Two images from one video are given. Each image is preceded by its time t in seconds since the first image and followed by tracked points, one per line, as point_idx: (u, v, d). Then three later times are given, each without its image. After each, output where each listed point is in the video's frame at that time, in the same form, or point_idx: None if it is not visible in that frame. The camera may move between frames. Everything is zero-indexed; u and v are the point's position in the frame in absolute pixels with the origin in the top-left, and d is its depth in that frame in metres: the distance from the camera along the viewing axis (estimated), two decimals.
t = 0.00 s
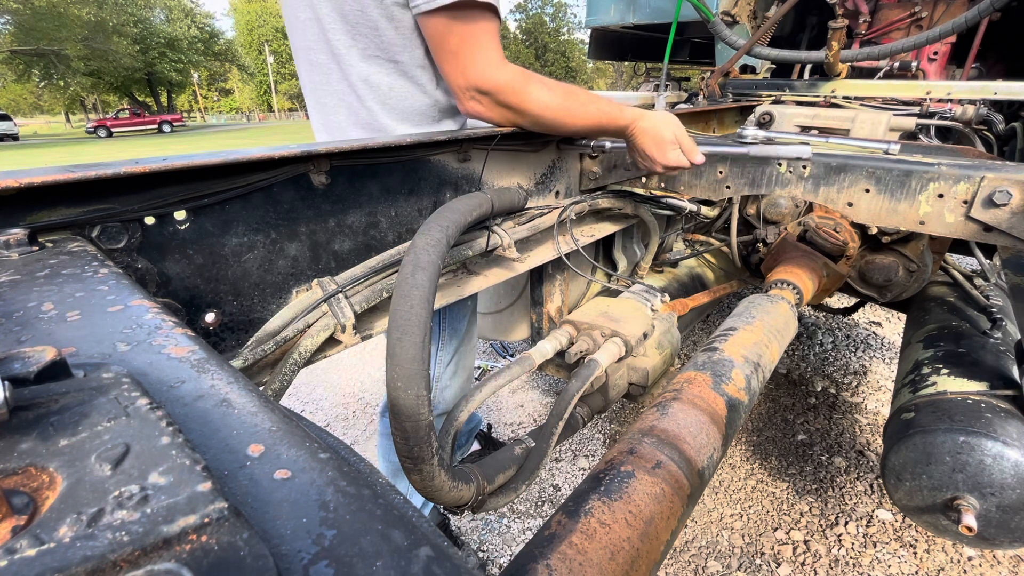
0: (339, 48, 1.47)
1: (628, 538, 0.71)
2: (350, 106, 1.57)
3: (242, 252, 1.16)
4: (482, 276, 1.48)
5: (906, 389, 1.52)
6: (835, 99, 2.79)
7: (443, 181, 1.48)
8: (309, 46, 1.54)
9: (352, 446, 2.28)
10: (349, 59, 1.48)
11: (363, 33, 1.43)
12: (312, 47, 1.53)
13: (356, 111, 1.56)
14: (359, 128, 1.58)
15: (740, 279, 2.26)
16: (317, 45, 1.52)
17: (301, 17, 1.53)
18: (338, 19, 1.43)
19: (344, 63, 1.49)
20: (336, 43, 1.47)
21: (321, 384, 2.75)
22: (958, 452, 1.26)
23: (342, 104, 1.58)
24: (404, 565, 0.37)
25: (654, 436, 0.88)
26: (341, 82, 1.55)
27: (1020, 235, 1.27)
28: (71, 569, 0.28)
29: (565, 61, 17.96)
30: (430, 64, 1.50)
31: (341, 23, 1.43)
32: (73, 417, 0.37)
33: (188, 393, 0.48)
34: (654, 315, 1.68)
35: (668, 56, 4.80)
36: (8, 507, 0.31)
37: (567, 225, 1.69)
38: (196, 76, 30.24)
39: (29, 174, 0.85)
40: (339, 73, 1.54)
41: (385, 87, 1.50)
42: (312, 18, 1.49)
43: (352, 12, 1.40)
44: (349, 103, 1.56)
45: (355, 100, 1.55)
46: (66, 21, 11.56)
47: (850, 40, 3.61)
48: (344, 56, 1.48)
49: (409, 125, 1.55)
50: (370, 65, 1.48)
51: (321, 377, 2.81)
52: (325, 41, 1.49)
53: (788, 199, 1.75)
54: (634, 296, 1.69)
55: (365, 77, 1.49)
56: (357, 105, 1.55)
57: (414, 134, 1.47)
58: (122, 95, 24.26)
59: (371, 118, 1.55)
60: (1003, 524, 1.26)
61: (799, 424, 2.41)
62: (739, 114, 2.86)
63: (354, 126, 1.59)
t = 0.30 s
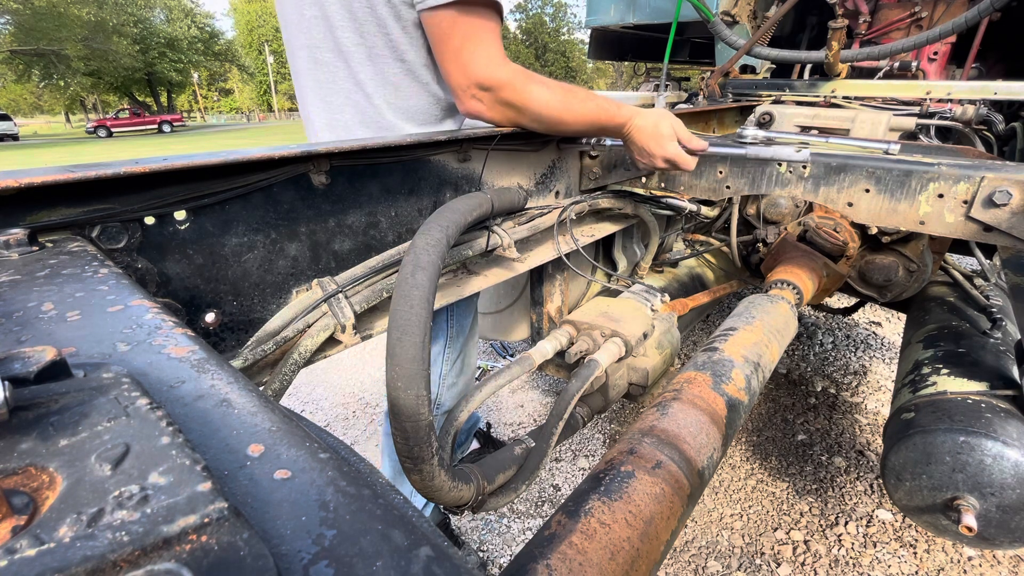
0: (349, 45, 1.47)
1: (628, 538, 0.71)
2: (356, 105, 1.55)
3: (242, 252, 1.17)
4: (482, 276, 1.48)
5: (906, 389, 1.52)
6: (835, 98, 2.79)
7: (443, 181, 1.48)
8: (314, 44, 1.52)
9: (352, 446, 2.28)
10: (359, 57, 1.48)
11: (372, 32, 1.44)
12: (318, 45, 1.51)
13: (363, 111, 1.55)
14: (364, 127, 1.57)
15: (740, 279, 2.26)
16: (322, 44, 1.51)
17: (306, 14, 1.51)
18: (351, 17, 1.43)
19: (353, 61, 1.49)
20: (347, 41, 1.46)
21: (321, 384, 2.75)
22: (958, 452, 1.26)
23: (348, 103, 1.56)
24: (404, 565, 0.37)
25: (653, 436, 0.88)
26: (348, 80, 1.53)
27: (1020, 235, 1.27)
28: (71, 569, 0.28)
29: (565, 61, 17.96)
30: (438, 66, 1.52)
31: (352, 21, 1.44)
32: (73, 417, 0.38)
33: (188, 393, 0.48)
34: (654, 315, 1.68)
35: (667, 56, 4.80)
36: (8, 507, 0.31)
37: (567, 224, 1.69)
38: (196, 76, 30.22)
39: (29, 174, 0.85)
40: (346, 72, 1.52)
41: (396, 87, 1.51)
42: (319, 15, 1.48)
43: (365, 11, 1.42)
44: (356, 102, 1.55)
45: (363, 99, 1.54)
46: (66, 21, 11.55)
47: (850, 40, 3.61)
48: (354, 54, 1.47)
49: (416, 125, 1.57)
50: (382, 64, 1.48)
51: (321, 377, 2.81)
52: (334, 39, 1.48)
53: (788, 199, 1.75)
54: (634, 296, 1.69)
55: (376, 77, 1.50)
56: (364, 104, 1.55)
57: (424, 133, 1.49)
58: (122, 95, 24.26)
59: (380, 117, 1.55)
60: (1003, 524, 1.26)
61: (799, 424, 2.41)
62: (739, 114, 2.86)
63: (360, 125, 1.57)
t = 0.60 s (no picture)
0: (352, 44, 1.47)
1: (628, 538, 0.71)
2: (359, 105, 1.55)
3: (242, 252, 1.17)
4: (482, 276, 1.48)
5: (906, 389, 1.52)
6: (835, 98, 2.79)
7: (443, 181, 1.48)
8: (316, 43, 1.52)
9: (352, 446, 2.27)
10: (362, 56, 1.48)
11: (374, 31, 1.44)
12: (320, 44, 1.51)
13: (366, 110, 1.55)
14: (367, 126, 1.57)
15: (740, 279, 2.25)
16: (325, 43, 1.51)
17: (307, 12, 1.50)
18: (354, 16, 1.43)
19: (356, 60, 1.49)
20: (350, 39, 1.46)
21: (321, 384, 2.75)
22: (958, 452, 1.26)
23: (350, 102, 1.56)
24: (404, 565, 0.37)
25: (653, 436, 0.88)
26: (350, 79, 1.53)
27: (1020, 235, 1.27)
28: (72, 569, 0.28)
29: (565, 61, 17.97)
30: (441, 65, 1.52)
31: (354, 20, 1.44)
32: (73, 417, 0.38)
33: (188, 393, 0.48)
34: (654, 316, 1.68)
35: (667, 56, 4.80)
36: (8, 507, 0.31)
37: (567, 225, 1.69)
38: (196, 76, 30.21)
39: (29, 174, 0.85)
40: (349, 71, 1.52)
41: (400, 85, 1.51)
42: (322, 14, 1.48)
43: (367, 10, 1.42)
44: (359, 101, 1.55)
45: (367, 98, 1.54)
46: (66, 21, 11.55)
47: (850, 40, 3.61)
48: (357, 53, 1.47)
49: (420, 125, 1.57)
50: (385, 62, 1.48)
51: (321, 377, 2.81)
52: (337, 38, 1.48)
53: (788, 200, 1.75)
54: (634, 296, 1.69)
55: (379, 76, 1.50)
56: (367, 103, 1.55)
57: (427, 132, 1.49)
58: (122, 95, 24.25)
59: (383, 116, 1.55)
60: (1003, 524, 1.26)
61: (799, 424, 2.41)
62: (739, 114, 2.86)
63: (362, 125, 1.57)
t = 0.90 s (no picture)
0: (355, 44, 1.47)
1: (628, 538, 0.71)
2: (361, 104, 1.55)
3: (242, 252, 1.17)
4: (482, 276, 1.48)
5: (906, 389, 1.52)
6: (835, 98, 2.79)
7: (443, 181, 1.48)
8: (319, 41, 1.52)
9: (352, 446, 2.27)
10: (365, 56, 1.48)
11: (376, 30, 1.44)
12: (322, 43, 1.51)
13: (369, 109, 1.55)
14: (369, 126, 1.57)
15: (740, 279, 2.25)
16: (327, 42, 1.51)
17: (309, 12, 1.50)
18: (357, 15, 1.44)
19: (359, 59, 1.49)
20: (353, 39, 1.47)
21: (321, 384, 2.75)
22: (959, 452, 1.26)
23: (352, 102, 1.56)
24: (404, 565, 0.37)
25: (654, 436, 0.88)
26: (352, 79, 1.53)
27: (1020, 235, 1.27)
28: (71, 569, 0.28)
29: (565, 61, 17.97)
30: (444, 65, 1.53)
31: (357, 20, 1.44)
32: (73, 417, 0.37)
33: (188, 393, 0.48)
34: (654, 316, 1.68)
35: (668, 56, 4.80)
36: (8, 507, 0.31)
37: (567, 224, 1.69)
38: (196, 76, 30.22)
39: (29, 174, 0.85)
40: (351, 70, 1.52)
41: (402, 86, 1.51)
42: (325, 14, 1.48)
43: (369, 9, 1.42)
44: (361, 100, 1.55)
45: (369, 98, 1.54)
46: (67, 21, 11.55)
47: (850, 40, 3.61)
48: (360, 52, 1.48)
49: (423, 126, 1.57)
50: (389, 62, 1.48)
51: (321, 377, 2.81)
52: (340, 37, 1.49)
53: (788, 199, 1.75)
54: (634, 296, 1.69)
55: (382, 76, 1.50)
56: (369, 103, 1.55)
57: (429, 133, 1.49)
58: (122, 95, 24.24)
59: (386, 117, 1.55)
60: (1003, 524, 1.26)
61: (799, 424, 2.41)
62: (739, 114, 2.86)
63: (364, 124, 1.57)
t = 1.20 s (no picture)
0: (356, 44, 1.47)
1: (628, 538, 0.70)
2: (362, 105, 1.55)
3: (242, 252, 1.16)
4: (482, 276, 1.48)
5: (906, 389, 1.52)
6: (835, 99, 2.79)
7: (443, 180, 1.48)
8: (320, 41, 1.52)
9: (352, 446, 2.27)
10: (366, 56, 1.48)
11: (377, 30, 1.44)
12: (323, 43, 1.51)
13: (370, 110, 1.55)
14: (370, 127, 1.57)
15: (740, 279, 2.25)
16: (328, 42, 1.51)
17: (309, 12, 1.50)
18: (358, 15, 1.44)
19: (360, 59, 1.49)
20: (354, 39, 1.47)
21: (321, 384, 2.75)
22: (958, 452, 1.26)
23: (353, 102, 1.55)
24: (404, 565, 0.37)
25: (653, 435, 0.88)
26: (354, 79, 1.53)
27: (1020, 235, 1.27)
28: (71, 569, 0.28)
29: (565, 61, 17.97)
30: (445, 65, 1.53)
31: (358, 20, 1.45)
32: (73, 417, 0.37)
33: (188, 393, 0.48)
34: (654, 316, 1.68)
35: (667, 56, 4.80)
36: (8, 507, 0.31)
37: (567, 225, 1.69)
38: (196, 76, 30.19)
39: (29, 174, 0.85)
40: (352, 71, 1.52)
41: (404, 86, 1.52)
42: (325, 14, 1.49)
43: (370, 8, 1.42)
44: (363, 101, 1.55)
45: (371, 98, 1.54)
46: (67, 21, 11.55)
47: (850, 40, 3.61)
48: (361, 53, 1.48)
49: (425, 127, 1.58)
50: (390, 62, 1.48)
51: (321, 377, 2.81)
52: (341, 37, 1.48)
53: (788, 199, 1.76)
54: (634, 296, 1.69)
55: (384, 76, 1.50)
56: (370, 104, 1.55)
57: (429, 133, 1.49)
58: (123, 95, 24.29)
59: (388, 117, 1.55)
60: (1003, 524, 1.26)
61: (799, 424, 2.41)
62: (739, 114, 2.86)
63: (366, 125, 1.57)
